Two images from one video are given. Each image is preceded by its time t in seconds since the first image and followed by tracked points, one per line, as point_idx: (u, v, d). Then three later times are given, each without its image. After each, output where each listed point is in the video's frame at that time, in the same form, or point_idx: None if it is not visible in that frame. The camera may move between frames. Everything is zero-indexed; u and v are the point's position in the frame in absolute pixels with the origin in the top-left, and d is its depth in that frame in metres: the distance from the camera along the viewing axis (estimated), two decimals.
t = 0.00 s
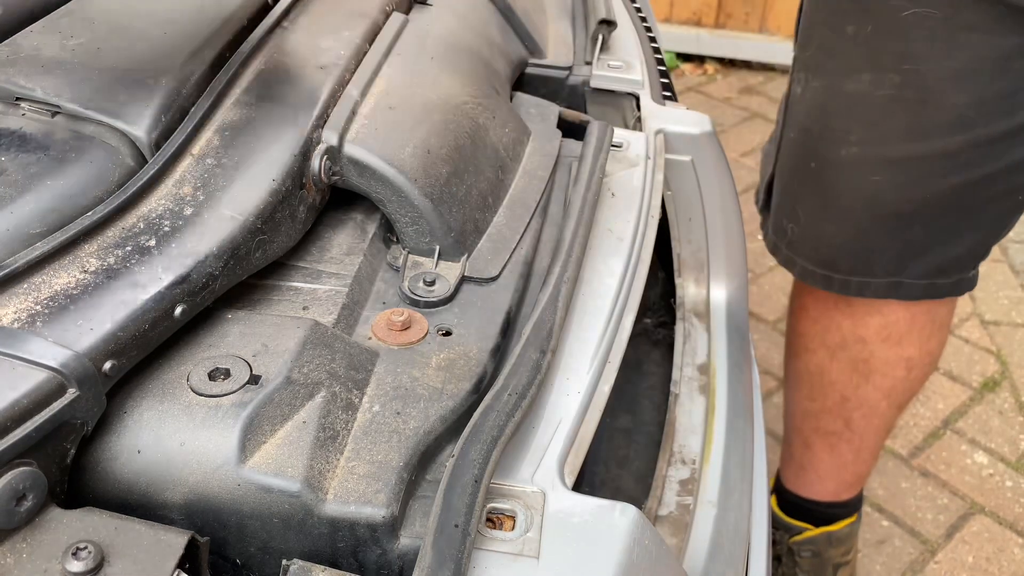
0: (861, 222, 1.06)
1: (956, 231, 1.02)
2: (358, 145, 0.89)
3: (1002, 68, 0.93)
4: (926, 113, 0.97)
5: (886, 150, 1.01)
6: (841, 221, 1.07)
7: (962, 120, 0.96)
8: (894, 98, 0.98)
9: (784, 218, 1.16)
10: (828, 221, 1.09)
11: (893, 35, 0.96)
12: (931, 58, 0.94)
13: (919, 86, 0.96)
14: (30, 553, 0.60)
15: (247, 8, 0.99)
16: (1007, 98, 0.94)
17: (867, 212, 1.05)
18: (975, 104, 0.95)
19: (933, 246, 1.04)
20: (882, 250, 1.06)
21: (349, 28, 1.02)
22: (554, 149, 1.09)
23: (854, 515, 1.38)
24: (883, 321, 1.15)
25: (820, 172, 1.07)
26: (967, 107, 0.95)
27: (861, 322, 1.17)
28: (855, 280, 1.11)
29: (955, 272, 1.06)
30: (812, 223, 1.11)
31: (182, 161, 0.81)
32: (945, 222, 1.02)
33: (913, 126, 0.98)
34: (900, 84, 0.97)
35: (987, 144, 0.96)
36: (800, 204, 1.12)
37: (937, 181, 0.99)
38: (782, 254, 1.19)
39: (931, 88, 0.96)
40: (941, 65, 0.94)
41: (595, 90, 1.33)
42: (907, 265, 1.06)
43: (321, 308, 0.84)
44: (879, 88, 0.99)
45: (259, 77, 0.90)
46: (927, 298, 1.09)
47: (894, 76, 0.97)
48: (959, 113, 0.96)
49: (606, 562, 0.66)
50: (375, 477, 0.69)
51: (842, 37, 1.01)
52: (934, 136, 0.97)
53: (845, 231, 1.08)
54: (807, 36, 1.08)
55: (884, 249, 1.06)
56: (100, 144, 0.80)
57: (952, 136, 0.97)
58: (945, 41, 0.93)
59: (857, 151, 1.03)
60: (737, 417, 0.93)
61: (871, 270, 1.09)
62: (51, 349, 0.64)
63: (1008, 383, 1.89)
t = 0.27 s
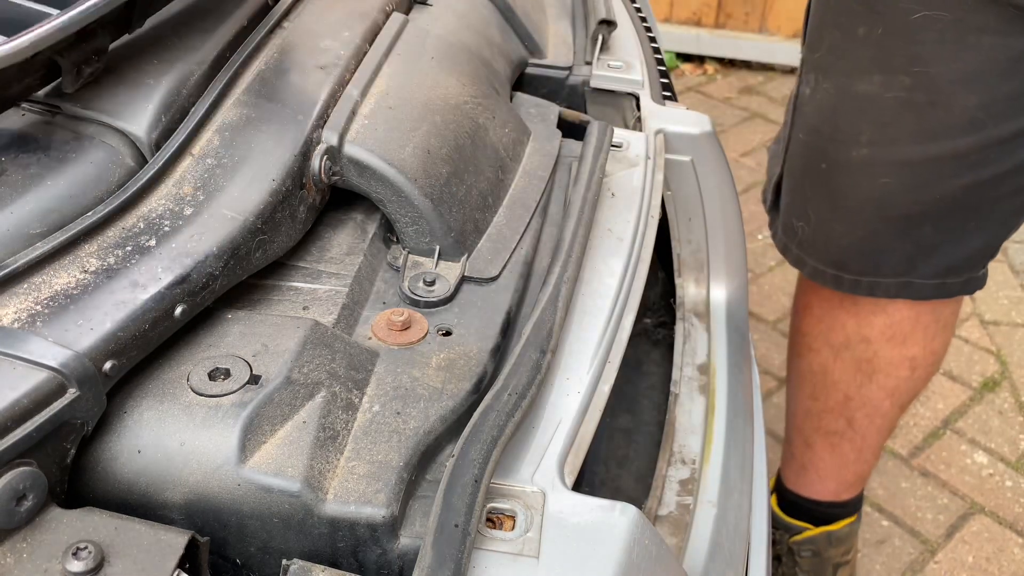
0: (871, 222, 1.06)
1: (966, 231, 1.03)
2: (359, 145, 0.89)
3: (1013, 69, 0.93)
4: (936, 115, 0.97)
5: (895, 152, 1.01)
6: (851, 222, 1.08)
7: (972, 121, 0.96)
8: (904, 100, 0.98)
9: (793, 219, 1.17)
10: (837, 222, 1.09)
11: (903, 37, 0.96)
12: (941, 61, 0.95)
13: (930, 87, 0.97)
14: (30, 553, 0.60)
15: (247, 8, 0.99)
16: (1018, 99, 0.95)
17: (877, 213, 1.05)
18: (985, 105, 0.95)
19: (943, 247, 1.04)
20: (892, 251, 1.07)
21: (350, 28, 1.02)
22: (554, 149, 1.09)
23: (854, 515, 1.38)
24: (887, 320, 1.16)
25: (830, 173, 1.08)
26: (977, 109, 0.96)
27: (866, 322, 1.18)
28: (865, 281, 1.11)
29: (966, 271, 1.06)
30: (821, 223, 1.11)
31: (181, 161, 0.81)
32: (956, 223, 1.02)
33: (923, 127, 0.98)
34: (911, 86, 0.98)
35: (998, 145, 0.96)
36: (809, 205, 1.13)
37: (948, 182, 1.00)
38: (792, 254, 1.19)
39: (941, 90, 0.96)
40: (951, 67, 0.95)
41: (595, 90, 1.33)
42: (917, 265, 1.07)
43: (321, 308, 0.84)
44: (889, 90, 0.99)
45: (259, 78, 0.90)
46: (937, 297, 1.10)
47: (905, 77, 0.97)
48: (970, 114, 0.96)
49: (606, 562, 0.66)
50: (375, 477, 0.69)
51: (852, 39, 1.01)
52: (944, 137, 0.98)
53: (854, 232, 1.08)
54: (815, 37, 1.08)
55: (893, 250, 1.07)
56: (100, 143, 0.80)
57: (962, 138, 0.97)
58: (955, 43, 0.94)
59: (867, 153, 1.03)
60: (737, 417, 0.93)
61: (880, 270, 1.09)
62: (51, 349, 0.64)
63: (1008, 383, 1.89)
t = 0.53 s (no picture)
0: (874, 225, 1.06)
1: (969, 233, 1.03)
2: (358, 145, 0.88)
3: (1016, 71, 0.93)
4: (939, 118, 0.97)
5: (898, 155, 1.01)
6: (853, 225, 1.08)
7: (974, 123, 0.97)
8: (907, 103, 0.99)
9: (794, 221, 1.17)
10: (840, 225, 1.09)
11: (906, 40, 0.96)
12: (944, 64, 0.95)
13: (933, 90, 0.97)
14: (29, 553, 0.60)
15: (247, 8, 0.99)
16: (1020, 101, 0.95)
17: (880, 216, 1.05)
18: (988, 108, 0.96)
19: (947, 249, 1.04)
20: (895, 254, 1.07)
21: (349, 28, 1.02)
22: (554, 149, 1.09)
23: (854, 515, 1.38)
24: (887, 321, 1.16)
25: (832, 176, 1.08)
26: (980, 111, 0.96)
27: (867, 323, 1.18)
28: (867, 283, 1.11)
29: (969, 272, 1.06)
30: (823, 226, 1.11)
31: (181, 161, 0.81)
32: (959, 224, 1.02)
33: (926, 130, 0.98)
34: (913, 89, 0.98)
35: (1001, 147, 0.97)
36: (811, 208, 1.13)
37: (951, 184, 1.00)
38: (794, 256, 1.19)
39: (943, 93, 0.96)
40: (954, 70, 0.95)
41: (595, 90, 1.33)
42: (920, 267, 1.07)
43: (321, 308, 0.84)
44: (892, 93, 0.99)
45: (259, 78, 0.90)
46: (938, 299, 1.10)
47: (908, 81, 0.97)
48: (973, 117, 0.96)
49: (606, 562, 0.66)
50: (375, 477, 0.69)
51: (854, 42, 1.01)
52: (947, 140, 0.98)
53: (857, 235, 1.08)
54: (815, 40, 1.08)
55: (896, 252, 1.07)
56: (99, 143, 0.80)
57: (965, 141, 0.97)
58: (958, 46, 0.94)
59: (869, 156, 1.03)
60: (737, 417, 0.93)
61: (883, 273, 1.09)
62: (51, 349, 0.64)
63: (1008, 383, 1.89)
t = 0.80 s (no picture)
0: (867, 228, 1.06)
1: (962, 237, 1.03)
2: (358, 145, 0.88)
3: (1012, 75, 0.93)
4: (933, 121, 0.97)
5: (892, 158, 1.01)
6: (846, 228, 1.08)
7: (969, 127, 0.96)
8: (901, 106, 0.98)
9: (787, 224, 1.16)
10: (832, 227, 1.09)
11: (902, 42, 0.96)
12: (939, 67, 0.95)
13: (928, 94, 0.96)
14: (29, 553, 0.60)
15: (247, 8, 0.99)
16: (1015, 106, 0.95)
17: (872, 218, 1.05)
18: (983, 112, 0.95)
19: (939, 252, 1.04)
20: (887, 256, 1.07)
21: (350, 27, 1.01)
22: (554, 149, 1.09)
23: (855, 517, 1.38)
24: (888, 327, 1.16)
25: (825, 178, 1.08)
26: (975, 115, 0.96)
27: (867, 328, 1.18)
28: (858, 286, 1.11)
29: (962, 279, 1.06)
30: (815, 228, 1.11)
31: (181, 161, 0.81)
32: (951, 228, 1.02)
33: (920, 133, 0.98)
34: (908, 92, 0.97)
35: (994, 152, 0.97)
36: (803, 210, 1.13)
37: (944, 188, 1.00)
38: (783, 259, 1.19)
39: (939, 96, 0.96)
40: (949, 73, 0.95)
41: (595, 90, 1.33)
42: (911, 271, 1.07)
43: (321, 308, 0.84)
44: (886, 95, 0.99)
45: (259, 78, 0.90)
46: (930, 305, 1.10)
47: (903, 83, 0.97)
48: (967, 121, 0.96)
49: (606, 562, 0.66)
50: (375, 477, 0.69)
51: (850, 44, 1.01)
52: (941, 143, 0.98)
53: (849, 237, 1.08)
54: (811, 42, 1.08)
55: (889, 255, 1.07)
56: (99, 143, 0.80)
57: (959, 144, 0.97)
58: (953, 49, 0.94)
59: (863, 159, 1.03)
60: (737, 417, 0.93)
61: (875, 276, 1.09)
62: (51, 349, 0.64)
63: (1008, 383, 1.89)
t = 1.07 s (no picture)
0: (889, 238, 1.03)
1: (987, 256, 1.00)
2: (358, 144, 0.88)
3: None
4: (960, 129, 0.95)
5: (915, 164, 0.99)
6: (863, 238, 1.05)
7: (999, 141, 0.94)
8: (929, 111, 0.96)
9: (803, 232, 1.13)
10: (850, 233, 1.06)
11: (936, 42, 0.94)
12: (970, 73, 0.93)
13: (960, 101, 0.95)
14: (30, 553, 0.60)
15: (247, 8, 0.99)
16: None
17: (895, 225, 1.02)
18: (1013, 124, 0.93)
19: (963, 270, 1.01)
20: (907, 271, 1.03)
21: (350, 27, 1.01)
22: (554, 149, 1.09)
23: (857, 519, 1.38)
24: (902, 339, 1.15)
25: (845, 185, 1.05)
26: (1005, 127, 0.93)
27: (880, 339, 1.17)
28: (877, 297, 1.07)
29: (984, 301, 1.03)
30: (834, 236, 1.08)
31: (181, 161, 0.81)
32: (976, 244, 0.99)
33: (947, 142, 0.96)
34: (934, 99, 0.96)
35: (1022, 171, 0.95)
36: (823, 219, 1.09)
37: (967, 203, 0.97)
38: (800, 266, 1.15)
39: (967, 105, 0.94)
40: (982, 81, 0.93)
41: (595, 90, 1.33)
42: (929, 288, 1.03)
43: (321, 308, 0.84)
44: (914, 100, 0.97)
45: (259, 78, 0.90)
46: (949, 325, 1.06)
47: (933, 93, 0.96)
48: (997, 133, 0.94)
49: (606, 561, 0.66)
50: (375, 477, 0.69)
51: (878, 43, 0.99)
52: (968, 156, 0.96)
53: (870, 246, 1.04)
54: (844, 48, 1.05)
55: (908, 268, 1.03)
56: (100, 143, 0.80)
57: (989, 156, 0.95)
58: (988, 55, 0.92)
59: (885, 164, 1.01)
60: (737, 416, 0.93)
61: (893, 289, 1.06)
62: (51, 349, 0.64)
63: (1008, 383, 1.89)
